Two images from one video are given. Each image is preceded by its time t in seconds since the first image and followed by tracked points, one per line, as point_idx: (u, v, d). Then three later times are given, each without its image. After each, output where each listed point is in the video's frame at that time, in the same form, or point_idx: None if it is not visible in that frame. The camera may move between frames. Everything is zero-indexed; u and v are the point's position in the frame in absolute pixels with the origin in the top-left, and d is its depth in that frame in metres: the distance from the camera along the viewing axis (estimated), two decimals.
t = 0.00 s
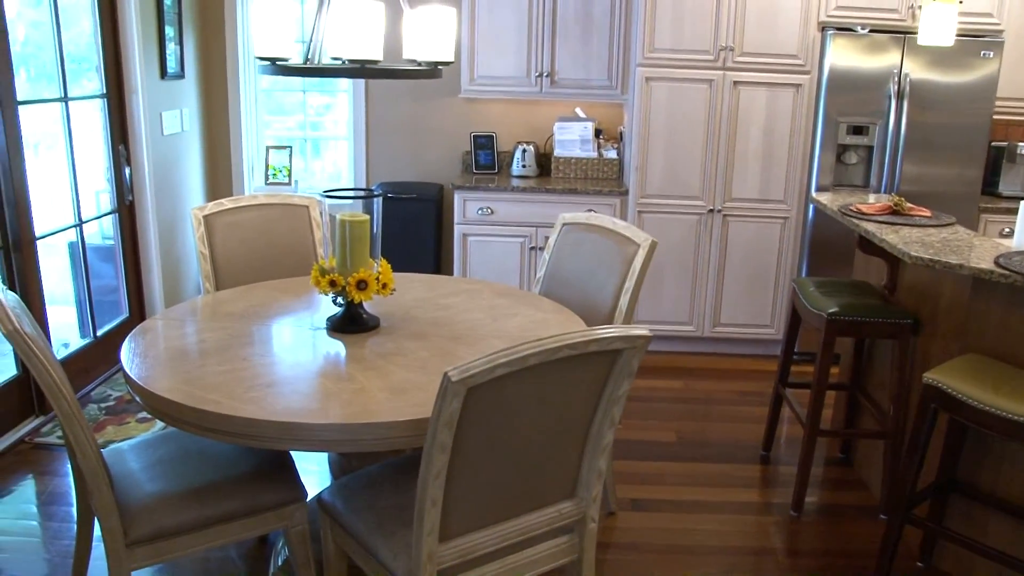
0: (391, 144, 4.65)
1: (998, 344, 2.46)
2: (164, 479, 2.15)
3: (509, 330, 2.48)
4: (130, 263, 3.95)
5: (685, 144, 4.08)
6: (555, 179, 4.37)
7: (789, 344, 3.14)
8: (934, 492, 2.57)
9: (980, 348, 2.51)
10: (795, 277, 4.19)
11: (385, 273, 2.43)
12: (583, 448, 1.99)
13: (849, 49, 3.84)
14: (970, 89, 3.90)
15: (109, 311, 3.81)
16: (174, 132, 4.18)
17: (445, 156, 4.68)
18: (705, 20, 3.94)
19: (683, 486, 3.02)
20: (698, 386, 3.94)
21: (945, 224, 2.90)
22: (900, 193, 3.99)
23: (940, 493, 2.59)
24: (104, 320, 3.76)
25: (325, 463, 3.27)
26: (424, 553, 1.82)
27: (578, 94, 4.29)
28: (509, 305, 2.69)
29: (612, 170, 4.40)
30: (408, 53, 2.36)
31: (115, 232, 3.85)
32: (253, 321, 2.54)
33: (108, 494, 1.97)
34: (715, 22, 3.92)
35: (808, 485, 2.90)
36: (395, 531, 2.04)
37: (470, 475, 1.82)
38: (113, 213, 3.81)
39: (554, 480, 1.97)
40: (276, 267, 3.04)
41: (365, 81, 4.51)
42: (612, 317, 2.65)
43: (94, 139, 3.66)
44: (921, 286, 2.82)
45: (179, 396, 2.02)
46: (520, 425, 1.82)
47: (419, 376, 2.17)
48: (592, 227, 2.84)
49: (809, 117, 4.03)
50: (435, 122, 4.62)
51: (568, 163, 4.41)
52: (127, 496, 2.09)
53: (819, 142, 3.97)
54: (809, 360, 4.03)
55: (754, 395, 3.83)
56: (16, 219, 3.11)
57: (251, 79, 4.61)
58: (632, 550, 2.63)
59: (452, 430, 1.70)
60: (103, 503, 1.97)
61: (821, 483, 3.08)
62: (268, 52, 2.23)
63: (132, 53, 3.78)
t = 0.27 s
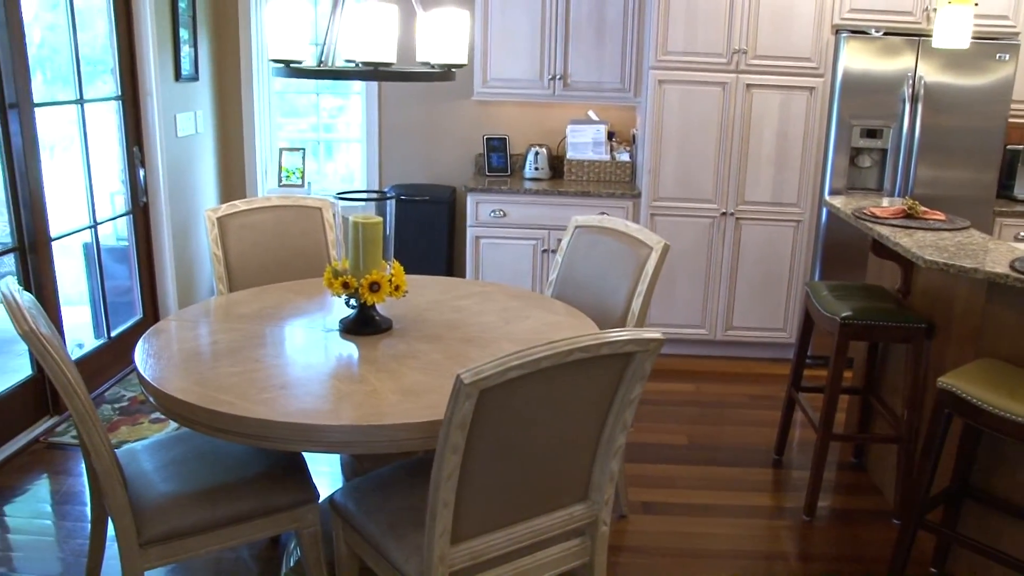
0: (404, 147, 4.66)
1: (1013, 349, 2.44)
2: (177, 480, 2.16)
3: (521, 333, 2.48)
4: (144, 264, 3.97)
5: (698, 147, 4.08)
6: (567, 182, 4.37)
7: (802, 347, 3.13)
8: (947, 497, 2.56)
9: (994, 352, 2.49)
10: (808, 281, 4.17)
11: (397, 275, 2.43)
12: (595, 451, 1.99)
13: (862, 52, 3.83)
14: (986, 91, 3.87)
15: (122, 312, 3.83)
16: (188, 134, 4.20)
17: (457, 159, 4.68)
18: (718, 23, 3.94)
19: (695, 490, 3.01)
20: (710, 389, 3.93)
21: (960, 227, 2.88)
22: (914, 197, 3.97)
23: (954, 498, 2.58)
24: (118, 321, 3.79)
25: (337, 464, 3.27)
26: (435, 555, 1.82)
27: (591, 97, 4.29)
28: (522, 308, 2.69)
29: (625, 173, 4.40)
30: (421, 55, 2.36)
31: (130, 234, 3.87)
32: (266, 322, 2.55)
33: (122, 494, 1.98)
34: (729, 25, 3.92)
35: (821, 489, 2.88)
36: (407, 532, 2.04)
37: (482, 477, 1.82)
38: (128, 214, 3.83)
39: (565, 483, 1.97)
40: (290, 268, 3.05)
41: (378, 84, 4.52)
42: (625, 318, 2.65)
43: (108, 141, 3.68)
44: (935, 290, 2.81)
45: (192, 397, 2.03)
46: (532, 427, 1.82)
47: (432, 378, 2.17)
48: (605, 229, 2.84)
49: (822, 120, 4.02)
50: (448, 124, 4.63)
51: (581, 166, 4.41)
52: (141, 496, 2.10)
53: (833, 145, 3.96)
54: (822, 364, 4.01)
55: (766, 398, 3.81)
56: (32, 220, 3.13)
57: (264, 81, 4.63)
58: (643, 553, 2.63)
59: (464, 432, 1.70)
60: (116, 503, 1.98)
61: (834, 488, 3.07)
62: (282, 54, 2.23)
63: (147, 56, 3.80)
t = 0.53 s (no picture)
0: (416, 149, 4.67)
1: None
2: (190, 480, 2.17)
3: (533, 335, 2.48)
4: (158, 265, 3.99)
5: (711, 150, 4.07)
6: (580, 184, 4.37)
7: (815, 350, 3.12)
8: (960, 502, 2.55)
9: (1008, 356, 2.47)
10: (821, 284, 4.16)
11: (410, 277, 2.43)
12: (608, 454, 1.99)
13: (876, 55, 3.82)
14: (1001, 94, 3.85)
15: (136, 312, 3.86)
16: (201, 136, 4.22)
17: (470, 161, 4.69)
18: (732, 26, 3.93)
19: (706, 493, 3.01)
20: (721, 392, 3.92)
21: (975, 231, 2.87)
22: (927, 200, 3.95)
23: (967, 503, 2.56)
24: (131, 322, 3.81)
25: (348, 465, 3.28)
26: (447, 556, 1.82)
27: (604, 99, 4.29)
28: (535, 310, 2.69)
29: (638, 175, 4.39)
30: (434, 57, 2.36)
31: (143, 235, 3.89)
32: (279, 324, 2.56)
33: (135, 494, 1.99)
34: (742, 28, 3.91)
35: (833, 493, 2.88)
36: (419, 534, 2.04)
37: (494, 479, 1.82)
38: (141, 216, 3.85)
39: (578, 486, 1.97)
40: (302, 271, 3.06)
41: (390, 86, 4.53)
42: (637, 321, 2.65)
43: (123, 143, 3.70)
44: (950, 295, 2.79)
45: (205, 398, 2.03)
46: (544, 430, 1.81)
47: (444, 380, 2.17)
48: (618, 233, 2.84)
49: (835, 123, 4.01)
50: (460, 126, 4.63)
51: (594, 169, 4.40)
52: (154, 496, 2.11)
53: (846, 148, 3.95)
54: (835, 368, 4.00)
55: (777, 402, 3.80)
56: (47, 220, 3.15)
57: (278, 84, 4.66)
58: (655, 556, 2.62)
59: (476, 434, 1.70)
60: (129, 503, 1.99)
61: (847, 492, 3.06)
62: (295, 56, 2.24)
63: (161, 58, 3.82)
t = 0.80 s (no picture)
0: (429, 151, 4.68)
1: None
2: (202, 481, 2.18)
3: (546, 338, 2.48)
4: (171, 267, 4.01)
5: (724, 153, 4.06)
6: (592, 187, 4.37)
7: (827, 354, 3.11)
8: (974, 508, 2.53)
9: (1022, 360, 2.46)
10: (833, 287, 4.15)
11: (422, 279, 2.43)
12: (620, 456, 1.98)
13: (890, 58, 3.81)
14: (1017, 97, 3.82)
15: (149, 314, 3.87)
16: (215, 138, 4.24)
17: (482, 163, 4.69)
18: (746, 29, 3.93)
19: (717, 497, 3.00)
20: (733, 395, 3.91)
21: (989, 235, 2.85)
22: (941, 203, 3.93)
23: (981, 508, 2.55)
24: (145, 323, 3.83)
25: (360, 467, 3.29)
26: (458, 559, 1.83)
27: (616, 102, 4.29)
28: (547, 313, 2.69)
29: (651, 178, 4.38)
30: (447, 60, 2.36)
31: (157, 236, 3.91)
32: (291, 325, 2.57)
33: (148, 495, 2.00)
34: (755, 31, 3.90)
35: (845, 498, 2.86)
36: (430, 536, 2.04)
37: (505, 482, 1.82)
38: (155, 217, 3.87)
39: (590, 488, 1.97)
40: (315, 273, 3.07)
41: (402, 88, 4.54)
42: (649, 324, 2.64)
43: (137, 145, 3.72)
44: (964, 299, 2.77)
45: (218, 399, 2.04)
46: (556, 432, 1.81)
47: (456, 383, 2.17)
48: (631, 235, 2.84)
49: (849, 125, 4.00)
50: (472, 129, 4.63)
51: (606, 171, 4.40)
52: (168, 497, 2.12)
53: (859, 151, 3.94)
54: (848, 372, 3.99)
55: (789, 405, 3.79)
56: (62, 222, 3.17)
57: (291, 86, 4.68)
58: (667, 560, 2.62)
59: (488, 437, 1.70)
60: (142, 503, 2.00)
61: (859, 496, 3.04)
62: (309, 59, 2.24)
63: (175, 60, 3.84)
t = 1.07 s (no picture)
0: (439, 153, 4.68)
1: None
2: (213, 483, 2.18)
3: (556, 340, 2.48)
4: (182, 268, 4.02)
5: (735, 156, 4.06)
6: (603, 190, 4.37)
7: (838, 357, 3.10)
8: (986, 512, 2.52)
9: None
10: (844, 290, 4.14)
11: (433, 281, 2.43)
12: (629, 459, 1.98)
13: (902, 60, 3.81)
14: None
15: (160, 315, 3.89)
16: (226, 140, 4.25)
17: (492, 166, 4.69)
18: (757, 31, 3.92)
19: (727, 500, 2.99)
20: (743, 398, 3.91)
21: (1001, 238, 2.84)
22: (953, 207, 3.92)
23: (993, 513, 2.53)
24: (156, 324, 3.84)
25: (370, 469, 3.29)
26: (468, 561, 1.83)
27: (627, 105, 4.29)
28: (558, 316, 2.69)
29: (662, 181, 4.38)
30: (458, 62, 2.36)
31: (169, 238, 3.93)
32: (302, 327, 2.57)
33: (159, 496, 2.00)
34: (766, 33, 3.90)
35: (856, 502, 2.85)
36: (440, 538, 2.05)
37: (515, 484, 1.81)
38: (166, 219, 3.88)
39: (600, 491, 1.96)
40: (326, 274, 3.08)
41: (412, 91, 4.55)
42: (659, 326, 2.64)
43: (149, 147, 3.74)
44: (975, 302, 2.76)
45: (229, 400, 2.04)
46: (566, 435, 1.81)
47: (467, 385, 2.17)
48: (641, 238, 2.83)
49: (860, 128, 3.99)
50: (481, 131, 4.64)
51: (617, 174, 4.41)
52: (178, 497, 2.13)
53: (870, 154, 3.94)
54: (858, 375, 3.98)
55: (799, 409, 3.77)
56: (74, 224, 3.18)
57: (302, 88, 4.69)
58: (677, 563, 2.61)
59: (499, 439, 1.70)
60: (153, 504, 2.01)
61: (870, 500, 3.03)
62: (320, 62, 2.24)
63: (187, 63, 3.85)
